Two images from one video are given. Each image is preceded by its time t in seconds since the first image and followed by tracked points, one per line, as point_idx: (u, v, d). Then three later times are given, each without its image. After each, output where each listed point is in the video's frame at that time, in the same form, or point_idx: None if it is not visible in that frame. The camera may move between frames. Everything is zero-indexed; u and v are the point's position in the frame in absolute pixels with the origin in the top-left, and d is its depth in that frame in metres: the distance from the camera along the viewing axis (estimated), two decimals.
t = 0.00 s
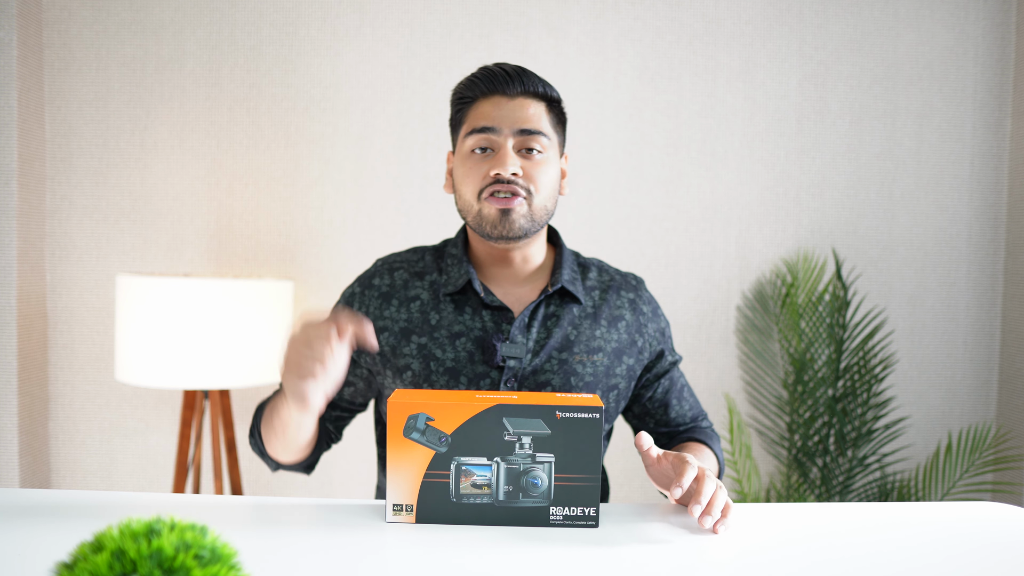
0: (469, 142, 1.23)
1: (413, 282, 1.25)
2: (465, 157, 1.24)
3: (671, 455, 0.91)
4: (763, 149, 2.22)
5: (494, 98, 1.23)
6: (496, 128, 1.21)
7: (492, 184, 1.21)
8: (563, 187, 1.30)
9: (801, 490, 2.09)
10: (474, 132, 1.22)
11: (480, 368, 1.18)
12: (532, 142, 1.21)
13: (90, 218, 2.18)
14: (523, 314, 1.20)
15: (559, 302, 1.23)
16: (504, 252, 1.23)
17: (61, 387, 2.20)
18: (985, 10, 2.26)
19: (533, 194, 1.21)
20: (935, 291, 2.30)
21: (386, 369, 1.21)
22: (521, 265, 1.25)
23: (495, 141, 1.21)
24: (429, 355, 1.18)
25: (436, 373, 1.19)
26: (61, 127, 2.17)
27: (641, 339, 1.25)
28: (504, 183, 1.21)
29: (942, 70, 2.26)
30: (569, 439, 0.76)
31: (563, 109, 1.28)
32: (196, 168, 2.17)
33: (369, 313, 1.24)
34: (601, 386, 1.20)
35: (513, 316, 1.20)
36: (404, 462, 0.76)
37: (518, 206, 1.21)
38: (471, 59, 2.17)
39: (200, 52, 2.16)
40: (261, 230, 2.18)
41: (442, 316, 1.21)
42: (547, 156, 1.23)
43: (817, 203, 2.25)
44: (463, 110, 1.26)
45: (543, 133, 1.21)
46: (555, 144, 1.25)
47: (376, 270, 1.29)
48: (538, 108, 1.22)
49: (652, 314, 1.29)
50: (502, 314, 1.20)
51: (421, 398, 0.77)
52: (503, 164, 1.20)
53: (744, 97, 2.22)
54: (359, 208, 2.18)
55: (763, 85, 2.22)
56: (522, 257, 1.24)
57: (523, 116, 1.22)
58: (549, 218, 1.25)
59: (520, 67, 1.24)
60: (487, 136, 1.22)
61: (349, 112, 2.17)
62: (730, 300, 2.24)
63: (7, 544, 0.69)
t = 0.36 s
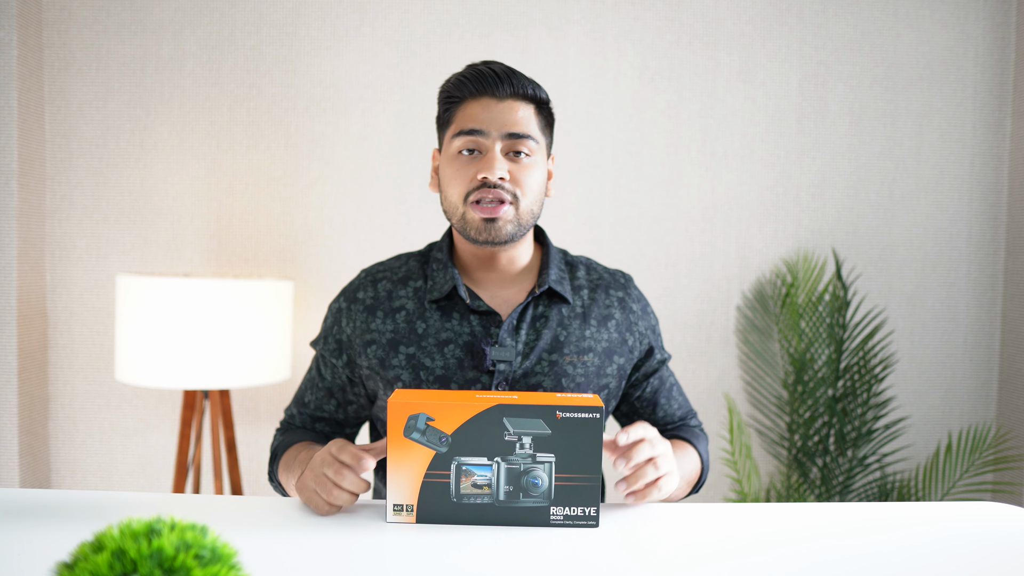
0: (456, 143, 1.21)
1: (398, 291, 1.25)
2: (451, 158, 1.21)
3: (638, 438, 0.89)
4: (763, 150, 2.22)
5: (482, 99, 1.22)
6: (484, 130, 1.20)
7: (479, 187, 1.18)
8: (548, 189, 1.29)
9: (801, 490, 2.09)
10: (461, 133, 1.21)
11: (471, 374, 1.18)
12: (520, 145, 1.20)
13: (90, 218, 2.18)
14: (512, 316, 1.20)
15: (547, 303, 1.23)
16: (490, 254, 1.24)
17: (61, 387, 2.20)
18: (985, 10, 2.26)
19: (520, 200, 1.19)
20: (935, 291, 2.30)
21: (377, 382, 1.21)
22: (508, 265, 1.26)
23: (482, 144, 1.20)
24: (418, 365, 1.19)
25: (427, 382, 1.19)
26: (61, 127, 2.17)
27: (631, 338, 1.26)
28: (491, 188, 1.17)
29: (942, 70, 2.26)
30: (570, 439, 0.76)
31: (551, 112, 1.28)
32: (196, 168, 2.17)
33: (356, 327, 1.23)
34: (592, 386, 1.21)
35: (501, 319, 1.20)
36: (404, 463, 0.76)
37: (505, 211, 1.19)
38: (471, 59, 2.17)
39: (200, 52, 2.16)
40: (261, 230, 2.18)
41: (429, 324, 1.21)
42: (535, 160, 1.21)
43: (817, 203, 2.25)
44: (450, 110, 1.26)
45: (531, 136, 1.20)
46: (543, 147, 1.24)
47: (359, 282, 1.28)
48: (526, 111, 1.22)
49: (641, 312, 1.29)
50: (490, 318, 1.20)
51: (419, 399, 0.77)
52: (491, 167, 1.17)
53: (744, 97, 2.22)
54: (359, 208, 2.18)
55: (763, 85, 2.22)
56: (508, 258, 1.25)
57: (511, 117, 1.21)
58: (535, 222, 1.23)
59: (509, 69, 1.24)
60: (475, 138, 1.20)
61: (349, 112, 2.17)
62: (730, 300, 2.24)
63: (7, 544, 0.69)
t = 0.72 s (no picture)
0: (456, 141, 1.21)
1: (398, 289, 1.25)
2: (452, 157, 1.22)
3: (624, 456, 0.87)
4: (763, 150, 2.22)
5: (483, 97, 1.23)
6: (484, 128, 1.20)
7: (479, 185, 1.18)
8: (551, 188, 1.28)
9: (801, 490, 2.09)
10: (462, 131, 1.21)
11: (469, 374, 1.18)
12: (521, 143, 1.20)
13: (90, 218, 2.18)
14: (512, 317, 1.20)
15: (548, 305, 1.23)
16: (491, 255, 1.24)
17: (61, 387, 2.20)
18: (985, 10, 2.26)
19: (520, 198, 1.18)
20: (935, 291, 2.30)
21: (375, 380, 1.21)
22: (510, 266, 1.26)
23: (483, 142, 1.20)
24: (416, 363, 1.19)
25: (424, 381, 1.19)
26: (61, 127, 2.17)
27: (633, 341, 1.26)
28: (491, 187, 1.17)
29: (942, 70, 2.26)
30: (570, 440, 0.76)
31: (552, 110, 1.28)
32: (196, 168, 2.17)
33: (355, 324, 1.23)
34: (593, 389, 1.21)
35: (501, 320, 1.21)
36: (403, 465, 0.75)
37: (506, 210, 1.18)
38: (470, 58, 2.17)
39: (200, 52, 2.16)
40: (262, 230, 2.18)
41: (428, 322, 1.21)
42: (537, 158, 1.20)
43: (817, 203, 2.25)
44: (452, 108, 1.26)
45: (532, 134, 1.20)
46: (544, 145, 1.24)
47: (359, 278, 1.28)
48: (527, 109, 1.22)
49: (643, 315, 1.29)
50: (490, 318, 1.21)
51: (419, 400, 0.77)
52: (491, 166, 1.17)
53: (744, 97, 2.22)
54: (359, 208, 2.18)
55: (763, 85, 2.22)
56: (510, 259, 1.25)
57: (512, 116, 1.21)
58: (536, 221, 1.23)
59: (511, 67, 1.25)
60: (475, 136, 1.20)
61: (349, 112, 2.17)
62: (730, 300, 2.24)
63: (7, 544, 0.69)
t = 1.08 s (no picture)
0: (463, 139, 1.22)
1: (400, 289, 1.26)
2: (459, 154, 1.23)
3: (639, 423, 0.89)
4: (763, 149, 2.22)
5: (490, 94, 1.23)
6: (491, 126, 1.21)
7: (485, 183, 1.19)
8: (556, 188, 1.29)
9: (801, 490, 2.09)
10: (469, 129, 1.22)
11: (471, 375, 1.20)
12: (528, 142, 1.21)
13: (90, 218, 2.18)
14: (514, 318, 1.22)
15: (550, 306, 1.24)
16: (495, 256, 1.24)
17: (61, 387, 2.20)
18: (984, 10, 2.26)
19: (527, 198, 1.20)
20: (935, 290, 2.30)
21: (376, 380, 1.22)
22: (514, 269, 1.26)
23: (490, 140, 1.21)
24: (418, 364, 1.20)
25: (426, 382, 1.20)
26: (61, 127, 2.17)
27: (634, 343, 1.27)
28: (498, 184, 1.18)
29: (942, 70, 2.26)
30: (570, 440, 0.76)
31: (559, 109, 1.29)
32: (196, 168, 2.17)
33: (355, 324, 1.25)
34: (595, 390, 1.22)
35: (503, 321, 1.21)
36: (403, 465, 0.75)
37: (512, 209, 1.19)
38: (470, 58, 2.17)
39: (200, 52, 2.16)
40: (262, 230, 2.18)
41: (430, 323, 1.22)
42: (543, 157, 1.22)
43: (817, 203, 2.25)
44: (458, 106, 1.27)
45: (539, 133, 1.21)
46: (551, 146, 1.25)
47: (361, 278, 1.30)
48: (535, 108, 1.23)
49: (645, 317, 1.30)
50: (491, 319, 1.22)
51: (419, 400, 0.76)
52: (498, 164, 1.18)
53: (744, 97, 2.22)
54: (359, 208, 2.18)
55: (763, 85, 2.22)
56: (515, 261, 1.25)
57: (520, 114, 1.22)
58: (542, 221, 1.24)
59: (518, 65, 1.25)
60: (483, 134, 1.21)
61: (349, 112, 2.17)
62: (730, 300, 2.24)
63: (7, 544, 0.69)
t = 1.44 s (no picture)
0: (464, 141, 1.39)
1: (411, 277, 1.46)
2: (461, 157, 1.40)
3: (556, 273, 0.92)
4: (763, 149, 2.23)
5: (488, 98, 1.39)
6: (490, 128, 1.37)
7: (485, 184, 1.37)
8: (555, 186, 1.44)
9: (801, 490, 2.09)
10: (469, 132, 1.38)
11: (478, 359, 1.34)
12: (525, 142, 1.37)
13: (90, 218, 2.18)
14: (518, 306, 1.38)
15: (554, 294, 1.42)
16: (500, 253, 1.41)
17: (61, 387, 2.20)
18: (984, 10, 2.26)
19: (524, 196, 1.37)
20: (935, 291, 2.30)
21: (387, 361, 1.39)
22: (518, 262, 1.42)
23: (488, 141, 1.37)
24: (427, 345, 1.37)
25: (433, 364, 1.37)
26: (61, 127, 2.17)
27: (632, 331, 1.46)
28: (497, 184, 1.36)
29: (942, 70, 2.26)
30: (570, 440, 0.76)
31: (557, 107, 1.42)
32: (196, 168, 2.17)
33: (369, 305, 1.44)
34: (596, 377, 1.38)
35: (509, 307, 1.38)
36: (403, 464, 0.75)
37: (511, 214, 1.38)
38: (471, 58, 2.17)
39: (200, 52, 2.16)
40: (262, 230, 2.18)
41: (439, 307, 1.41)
42: (539, 158, 1.38)
43: (817, 203, 2.25)
44: (460, 109, 1.43)
45: (535, 135, 1.37)
46: (549, 144, 1.41)
47: (375, 264, 1.49)
48: (531, 109, 1.39)
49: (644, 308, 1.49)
50: (498, 306, 1.38)
51: (419, 401, 0.77)
52: (496, 165, 1.36)
53: (744, 97, 2.22)
54: (359, 208, 2.18)
55: (763, 85, 2.22)
56: (519, 256, 1.42)
57: (516, 115, 1.38)
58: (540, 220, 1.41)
59: (514, 69, 1.39)
60: (481, 136, 1.37)
61: (349, 112, 2.17)
62: (730, 300, 2.24)
63: (7, 544, 0.69)
